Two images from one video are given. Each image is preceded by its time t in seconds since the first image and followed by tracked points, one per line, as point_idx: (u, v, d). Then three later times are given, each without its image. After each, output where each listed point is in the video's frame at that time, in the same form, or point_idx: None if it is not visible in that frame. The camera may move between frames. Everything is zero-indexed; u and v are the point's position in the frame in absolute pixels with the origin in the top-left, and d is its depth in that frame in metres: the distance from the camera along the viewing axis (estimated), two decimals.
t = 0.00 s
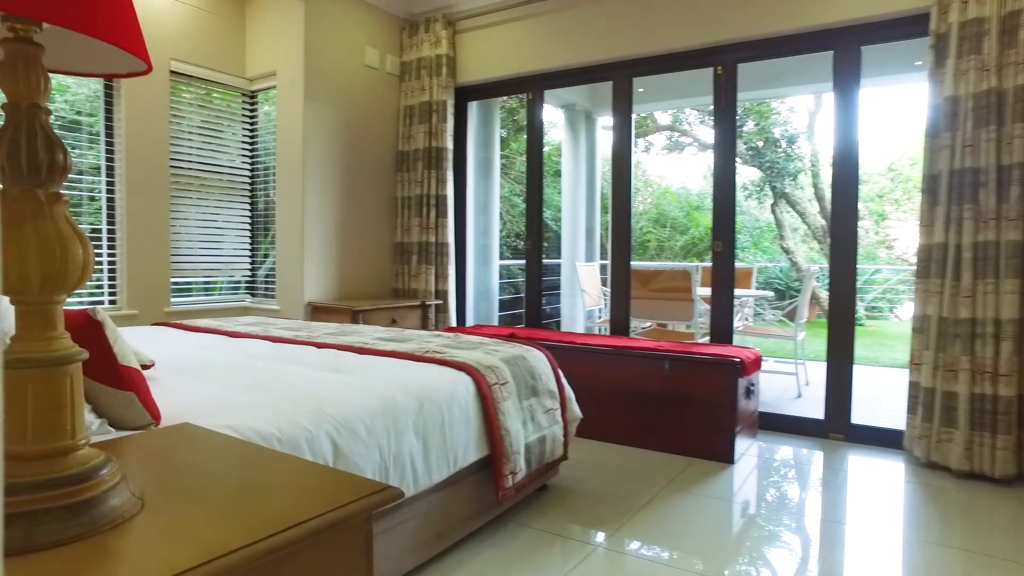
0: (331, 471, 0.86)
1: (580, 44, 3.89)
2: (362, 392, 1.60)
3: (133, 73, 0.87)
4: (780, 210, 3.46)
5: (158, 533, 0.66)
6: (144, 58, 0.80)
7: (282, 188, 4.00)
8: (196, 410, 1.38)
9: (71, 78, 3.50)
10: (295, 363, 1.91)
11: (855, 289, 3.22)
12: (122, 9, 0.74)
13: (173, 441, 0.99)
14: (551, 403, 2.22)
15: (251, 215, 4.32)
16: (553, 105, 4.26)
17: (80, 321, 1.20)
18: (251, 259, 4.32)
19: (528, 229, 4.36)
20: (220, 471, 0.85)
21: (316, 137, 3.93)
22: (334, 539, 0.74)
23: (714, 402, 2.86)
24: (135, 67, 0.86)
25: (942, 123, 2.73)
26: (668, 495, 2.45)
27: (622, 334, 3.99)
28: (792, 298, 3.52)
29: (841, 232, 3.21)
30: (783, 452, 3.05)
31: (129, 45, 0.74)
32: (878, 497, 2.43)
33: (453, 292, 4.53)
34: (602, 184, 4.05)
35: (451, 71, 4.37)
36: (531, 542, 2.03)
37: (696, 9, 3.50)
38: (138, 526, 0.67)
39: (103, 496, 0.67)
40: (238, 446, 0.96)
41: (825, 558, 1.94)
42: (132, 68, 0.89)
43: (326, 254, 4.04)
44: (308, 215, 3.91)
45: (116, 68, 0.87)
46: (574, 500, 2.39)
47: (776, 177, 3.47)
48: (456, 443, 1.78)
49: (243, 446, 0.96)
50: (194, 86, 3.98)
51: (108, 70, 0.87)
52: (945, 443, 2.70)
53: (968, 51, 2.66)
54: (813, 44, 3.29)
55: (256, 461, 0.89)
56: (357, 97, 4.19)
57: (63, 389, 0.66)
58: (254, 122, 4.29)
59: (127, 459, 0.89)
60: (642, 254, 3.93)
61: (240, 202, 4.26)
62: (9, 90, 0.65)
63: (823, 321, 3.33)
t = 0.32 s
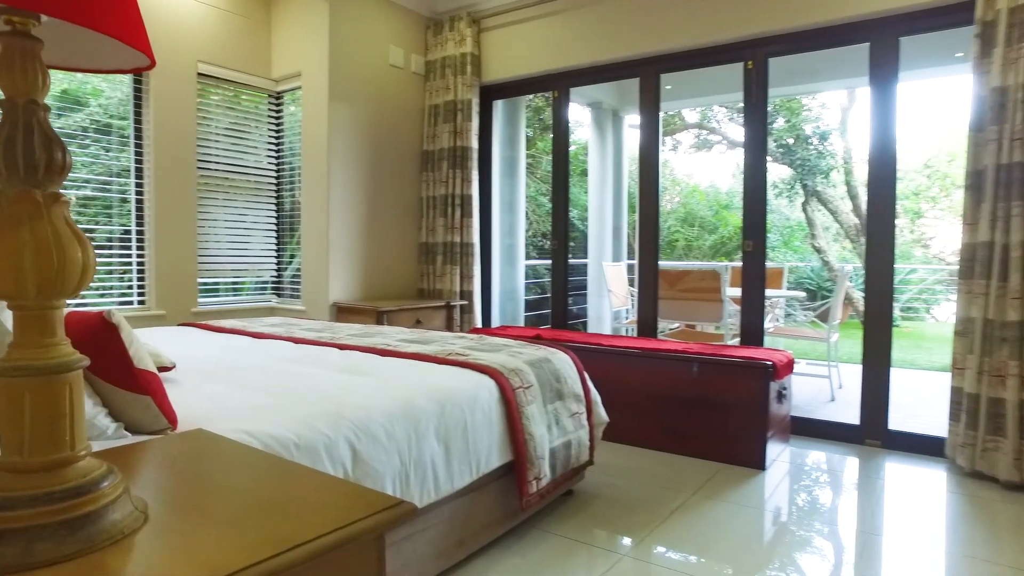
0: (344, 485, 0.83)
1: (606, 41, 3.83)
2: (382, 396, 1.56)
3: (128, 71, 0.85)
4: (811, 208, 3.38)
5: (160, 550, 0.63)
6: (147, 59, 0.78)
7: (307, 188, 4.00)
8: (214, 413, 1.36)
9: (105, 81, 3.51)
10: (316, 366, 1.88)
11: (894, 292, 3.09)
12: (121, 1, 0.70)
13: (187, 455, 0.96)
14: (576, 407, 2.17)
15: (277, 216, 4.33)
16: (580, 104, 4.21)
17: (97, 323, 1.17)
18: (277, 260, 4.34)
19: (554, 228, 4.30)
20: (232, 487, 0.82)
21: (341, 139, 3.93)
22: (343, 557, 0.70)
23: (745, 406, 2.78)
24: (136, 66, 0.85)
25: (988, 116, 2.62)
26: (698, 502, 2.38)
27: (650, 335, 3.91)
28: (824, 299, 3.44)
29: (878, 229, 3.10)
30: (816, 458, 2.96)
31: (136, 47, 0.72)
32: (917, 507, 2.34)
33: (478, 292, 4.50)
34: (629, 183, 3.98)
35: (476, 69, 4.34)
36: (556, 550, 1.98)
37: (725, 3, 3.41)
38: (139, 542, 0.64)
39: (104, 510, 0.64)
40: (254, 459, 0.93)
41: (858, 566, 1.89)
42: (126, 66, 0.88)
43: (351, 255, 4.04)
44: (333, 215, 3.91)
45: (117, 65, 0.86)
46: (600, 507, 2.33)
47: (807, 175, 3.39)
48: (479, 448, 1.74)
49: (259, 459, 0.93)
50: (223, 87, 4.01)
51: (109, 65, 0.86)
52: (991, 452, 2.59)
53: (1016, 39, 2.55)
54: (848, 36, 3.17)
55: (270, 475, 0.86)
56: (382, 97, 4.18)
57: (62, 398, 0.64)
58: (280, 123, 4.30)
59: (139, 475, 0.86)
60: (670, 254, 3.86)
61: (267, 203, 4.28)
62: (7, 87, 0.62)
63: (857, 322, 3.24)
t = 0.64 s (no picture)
0: (355, 505, 0.80)
1: (635, 39, 3.77)
2: (404, 401, 1.53)
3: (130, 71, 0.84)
4: (846, 208, 3.28)
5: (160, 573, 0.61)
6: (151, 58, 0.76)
7: (334, 189, 4.01)
8: (234, 419, 1.34)
9: (139, 86, 3.56)
10: (339, 369, 1.86)
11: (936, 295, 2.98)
12: None
13: (200, 476, 0.94)
14: (604, 413, 2.12)
15: (305, 217, 4.35)
16: (608, 103, 4.14)
17: (114, 329, 1.17)
18: (306, 262, 4.36)
19: (582, 229, 4.25)
20: (243, 508, 0.80)
21: (368, 140, 3.93)
22: None
23: (779, 413, 2.70)
24: (138, 66, 0.83)
25: None
26: (730, 511, 2.31)
27: (679, 337, 3.84)
28: (860, 300, 3.33)
29: (918, 227, 2.99)
30: (853, 466, 2.86)
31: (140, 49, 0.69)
32: (961, 519, 2.24)
33: (506, 293, 4.46)
34: (659, 183, 3.91)
35: (503, 69, 4.31)
36: (582, 559, 1.93)
37: None
38: (140, 563, 0.62)
39: (104, 529, 0.62)
40: (268, 479, 0.90)
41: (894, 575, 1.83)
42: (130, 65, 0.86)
43: (378, 257, 4.04)
44: (360, 217, 3.91)
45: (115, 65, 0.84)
46: (628, 515, 2.27)
47: (842, 173, 3.29)
48: (504, 455, 1.70)
49: (272, 479, 0.91)
50: (253, 91, 4.04)
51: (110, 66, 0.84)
52: None
53: None
54: (888, 29, 3.06)
55: (281, 497, 0.83)
56: (409, 98, 4.17)
57: (61, 412, 0.61)
58: (308, 125, 4.31)
59: (149, 498, 0.84)
60: (700, 254, 3.77)
61: (295, 205, 4.30)
62: (6, 89, 0.59)
63: (896, 325, 3.13)
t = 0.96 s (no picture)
0: (368, 516, 0.77)
1: (663, 34, 3.70)
2: (427, 404, 1.51)
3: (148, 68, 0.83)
4: (883, 206, 3.17)
5: None
6: (158, 52, 0.74)
7: (362, 190, 4.01)
8: (255, 421, 1.33)
9: (173, 89, 3.61)
10: (362, 371, 1.85)
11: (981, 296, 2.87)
12: None
13: (213, 483, 0.92)
14: (631, 416, 2.07)
15: (333, 217, 4.36)
16: (637, 101, 4.08)
17: (132, 330, 1.15)
18: (333, 262, 4.37)
19: (611, 229, 4.20)
20: (252, 518, 0.78)
21: (394, 140, 3.93)
22: None
23: (815, 419, 2.61)
24: (153, 61, 0.82)
25: None
26: (762, 518, 2.25)
27: (710, 339, 3.76)
28: (899, 300, 3.21)
29: (959, 225, 2.88)
30: (892, 472, 2.77)
31: (149, 44, 0.68)
32: (1007, 530, 2.15)
33: (533, 294, 4.42)
34: (689, 182, 3.83)
35: (530, 67, 4.27)
36: (610, 566, 1.88)
37: None
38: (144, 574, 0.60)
39: (107, 539, 0.60)
40: (280, 488, 0.88)
41: None
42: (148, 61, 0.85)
43: (404, 257, 4.04)
44: (387, 218, 3.92)
45: (134, 61, 0.83)
46: (657, 521, 2.22)
47: (879, 170, 3.18)
48: (528, 460, 1.67)
49: (284, 488, 0.88)
50: (283, 92, 4.08)
51: (127, 62, 0.83)
52: None
53: None
54: (929, 20, 2.96)
55: (292, 507, 0.81)
56: (436, 98, 4.17)
57: (62, 417, 0.59)
58: (335, 125, 4.33)
59: (160, 506, 0.82)
60: (731, 254, 3.69)
61: (322, 205, 4.32)
62: (7, 86, 0.58)
63: (936, 327, 3.02)
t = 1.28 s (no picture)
0: (385, 527, 0.75)
1: (694, 30, 3.64)
2: (452, 407, 1.48)
3: (161, 64, 0.83)
4: (924, 203, 3.07)
5: None
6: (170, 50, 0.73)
7: (390, 190, 4.02)
8: (278, 423, 1.32)
9: (207, 93, 3.65)
10: (387, 372, 1.83)
11: None
12: None
13: (233, 489, 0.90)
14: (661, 420, 2.02)
15: (361, 218, 4.38)
16: (667, 99, 4.02)
17: (155, 331, 1.13)
18: (362, 262, 4.39)
19: (641, 228, 4.14)
20: (268, 526, 0.76)
21: (422, 140, 3.93)
22: None
23: (853, 424, 2.53)
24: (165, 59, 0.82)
25: None
26: (797, 526, 2.18)
27: (742, 340, 3.68)
28: (940, 301, 3.10)
29: (1005, 223, 2.77)
30: (934, 480, 2.67)
31: (162, 44, 0.67)
32: None
33: (562, 294, 4.38)
34: (720, 181, 3.76)
35: (558, 66, 4.24)
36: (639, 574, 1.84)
37: None
38: None
39: (117, 547, 0.59)
40: (302, 496, 0.87)
41: None
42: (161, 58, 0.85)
43: (433, 258, 4.03)
44: (415, 218, 3.92)
45: (146, 58, 0.83)
46: (688, 527, 2.17)
47: (919, 167, 3.07)
48: (555, 464, 1.63)
49: (306, 495, 0.87)
50: (313, 94, 4.11)
51: (139, 59, 0.83)
52: None
53: None
54: (972, 10, 2.85)
55: (312, 515, 0.79)
56: (465, 98, 4.16)
57: (71, 421, 0.58)
58: (364, 126, 4.34)
59: (177, 511, 0.81)
60: (764, 254, 3.61)
61: (352, 205, 4.34)
62: (16, 86, 0.57)
63: (981, 329, 2.92)
